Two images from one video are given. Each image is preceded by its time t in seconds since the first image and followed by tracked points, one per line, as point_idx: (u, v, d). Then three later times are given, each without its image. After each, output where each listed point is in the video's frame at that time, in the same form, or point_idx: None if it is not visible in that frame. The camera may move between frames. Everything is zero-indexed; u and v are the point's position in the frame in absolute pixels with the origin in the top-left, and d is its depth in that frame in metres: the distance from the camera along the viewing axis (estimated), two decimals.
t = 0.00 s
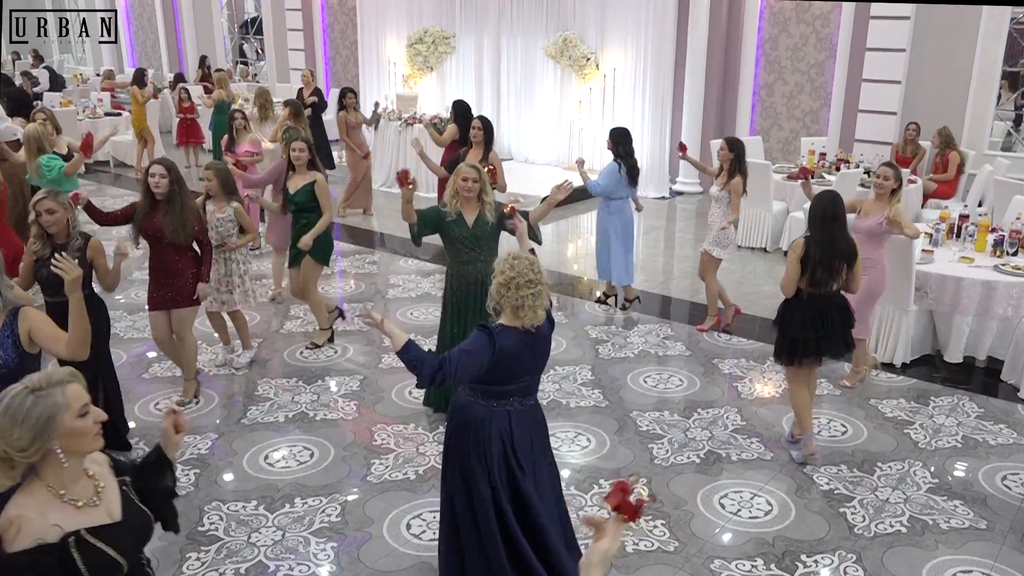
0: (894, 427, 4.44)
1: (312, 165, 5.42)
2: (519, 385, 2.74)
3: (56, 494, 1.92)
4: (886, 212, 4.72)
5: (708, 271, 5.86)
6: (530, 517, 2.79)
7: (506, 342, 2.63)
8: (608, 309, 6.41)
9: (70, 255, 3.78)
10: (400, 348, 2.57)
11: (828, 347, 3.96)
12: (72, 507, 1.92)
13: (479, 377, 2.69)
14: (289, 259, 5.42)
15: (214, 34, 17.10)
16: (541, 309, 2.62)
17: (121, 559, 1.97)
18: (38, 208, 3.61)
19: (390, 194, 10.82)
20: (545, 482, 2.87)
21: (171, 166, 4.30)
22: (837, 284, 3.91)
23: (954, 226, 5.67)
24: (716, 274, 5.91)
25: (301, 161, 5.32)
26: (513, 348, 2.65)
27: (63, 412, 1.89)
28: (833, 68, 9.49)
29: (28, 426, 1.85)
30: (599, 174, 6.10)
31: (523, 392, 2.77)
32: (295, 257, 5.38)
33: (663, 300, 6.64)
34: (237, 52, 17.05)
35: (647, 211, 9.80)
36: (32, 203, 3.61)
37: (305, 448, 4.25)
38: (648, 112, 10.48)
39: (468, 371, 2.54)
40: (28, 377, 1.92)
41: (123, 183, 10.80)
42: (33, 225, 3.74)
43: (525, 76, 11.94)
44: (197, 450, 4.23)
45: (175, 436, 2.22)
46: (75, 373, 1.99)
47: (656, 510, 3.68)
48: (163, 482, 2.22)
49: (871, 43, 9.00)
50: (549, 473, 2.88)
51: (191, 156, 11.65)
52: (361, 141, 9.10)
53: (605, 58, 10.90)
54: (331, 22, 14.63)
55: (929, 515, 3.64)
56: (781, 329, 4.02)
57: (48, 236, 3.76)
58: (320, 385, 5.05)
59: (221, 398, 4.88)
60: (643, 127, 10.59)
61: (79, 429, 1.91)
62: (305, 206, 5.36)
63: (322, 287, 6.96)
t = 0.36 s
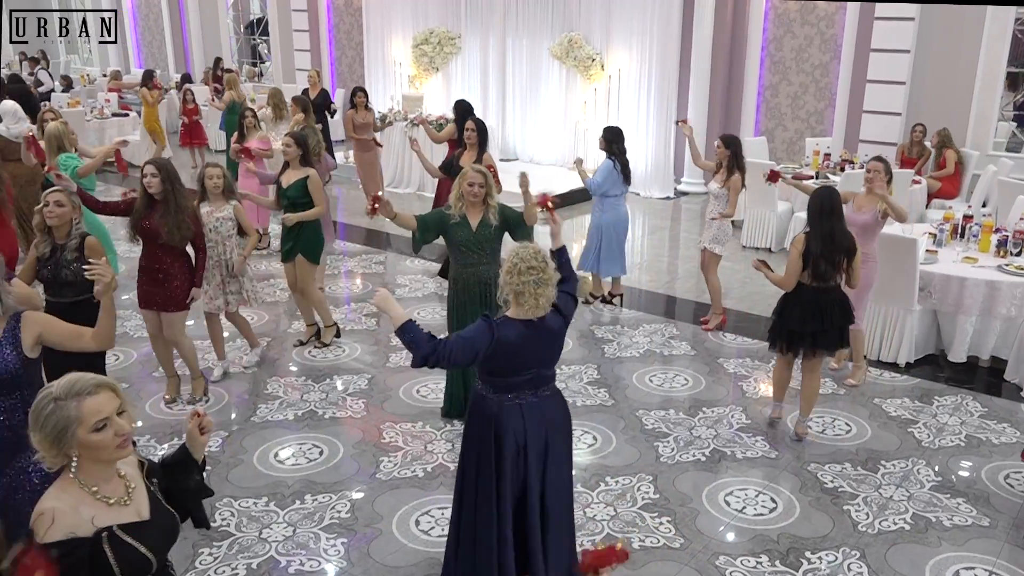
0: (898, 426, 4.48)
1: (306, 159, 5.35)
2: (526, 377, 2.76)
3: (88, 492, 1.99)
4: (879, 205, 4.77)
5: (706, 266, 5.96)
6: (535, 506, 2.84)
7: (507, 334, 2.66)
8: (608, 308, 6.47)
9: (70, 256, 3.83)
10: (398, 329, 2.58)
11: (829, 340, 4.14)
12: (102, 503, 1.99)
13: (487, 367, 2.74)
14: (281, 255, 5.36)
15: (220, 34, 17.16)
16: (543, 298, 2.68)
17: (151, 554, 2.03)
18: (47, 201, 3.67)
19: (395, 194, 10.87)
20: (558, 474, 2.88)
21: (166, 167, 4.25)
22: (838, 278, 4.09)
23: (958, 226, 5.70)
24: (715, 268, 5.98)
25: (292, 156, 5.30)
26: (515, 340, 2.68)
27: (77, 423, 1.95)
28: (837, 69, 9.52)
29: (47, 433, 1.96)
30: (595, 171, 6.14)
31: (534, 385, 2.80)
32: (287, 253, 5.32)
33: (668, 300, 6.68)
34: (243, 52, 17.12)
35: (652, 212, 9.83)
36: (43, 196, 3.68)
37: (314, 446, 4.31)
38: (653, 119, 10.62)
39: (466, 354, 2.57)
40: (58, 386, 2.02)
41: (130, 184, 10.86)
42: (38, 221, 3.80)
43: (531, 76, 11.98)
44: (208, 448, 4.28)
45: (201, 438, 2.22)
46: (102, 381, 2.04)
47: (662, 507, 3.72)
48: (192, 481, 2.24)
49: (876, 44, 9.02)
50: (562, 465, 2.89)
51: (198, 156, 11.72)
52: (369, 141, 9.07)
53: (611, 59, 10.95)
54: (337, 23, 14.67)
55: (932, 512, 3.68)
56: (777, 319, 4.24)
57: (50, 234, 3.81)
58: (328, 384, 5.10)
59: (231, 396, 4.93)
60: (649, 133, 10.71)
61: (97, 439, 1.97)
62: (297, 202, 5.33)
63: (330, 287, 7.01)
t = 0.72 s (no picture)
0: (902, 425, 4.51)
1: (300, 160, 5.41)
2: (529, 374, 2.81)
3: (127, 502, 1.98)
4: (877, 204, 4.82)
5: (700, 263, 6.08)
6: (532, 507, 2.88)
7: (507, 327, 2.74)
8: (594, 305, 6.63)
9: (77, 265, 3.86)
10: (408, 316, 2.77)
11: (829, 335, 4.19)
12: (140, 512, 1.98)
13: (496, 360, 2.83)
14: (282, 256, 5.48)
15: (226, 35, 17.24)
16: (548, 292, 2.71)
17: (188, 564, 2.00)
18: (53, 210, 3.70)
19: (400, 194, 10.93)
20: (558, 475, 2.89)
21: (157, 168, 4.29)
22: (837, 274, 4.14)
23: (962, 227, 5.74)
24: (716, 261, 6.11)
25: (286, 157, 5.35)
26: (515, 336, 2.74)
27: (109, 436, 1.95)
28: (842, 70, 9.54)
29: (80, 447, 1.95)
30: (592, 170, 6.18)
31: (540, 382, 2.83)
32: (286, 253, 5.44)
33: (672, 300, 6.72)
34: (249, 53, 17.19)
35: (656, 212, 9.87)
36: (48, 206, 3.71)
37: (323, 443, 4.36)
38: (657, 119, 10.68)
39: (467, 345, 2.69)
40: (88, 400, 2.02)
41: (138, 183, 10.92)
42: (42, 231, 3.82)
43: (536, 77, 12.03)
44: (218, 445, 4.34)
45: (226, 446, 2.32)
46: (132, 394, 2.04)
47: (668, 505, 3.76)
48: (209, 489, 2.31)
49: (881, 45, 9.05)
50: (563, 467, 2.88)
51: (205, 157, 11.79)
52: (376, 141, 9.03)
53: (616, 60, 10.99)
54: (343, 24, 14.73)
55: (935, 510, 3.72)
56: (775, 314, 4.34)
57: (54, 244, 3.83)
58: (336, 382, 5.15)
59: (241, 395, 4.98)
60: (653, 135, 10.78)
61: (131, 450, 1.96)
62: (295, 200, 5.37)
63: (337, 288, 7.06)
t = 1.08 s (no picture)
0: (905, 424, 4.55)
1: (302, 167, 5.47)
2: (525, 368, 2.95)
3: (175, 499, 2.02)
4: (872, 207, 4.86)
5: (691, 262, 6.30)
6: (501, 494, 3.03)
7: (502, 318, 2.91)
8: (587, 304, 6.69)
9: (86, 272, 3.90)
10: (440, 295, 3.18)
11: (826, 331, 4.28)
12: (187, 510, 2.02)
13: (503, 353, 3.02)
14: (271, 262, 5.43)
15: (231, 36, 17.31)
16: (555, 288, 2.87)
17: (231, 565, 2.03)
18: (59, 215, 3.74)
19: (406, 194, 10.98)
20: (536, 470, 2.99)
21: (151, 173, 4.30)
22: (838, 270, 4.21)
23: (964, 227, 5.78)
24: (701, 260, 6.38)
25: (287, 165, 5.42)
26: (505, 326, 2.90)
27: (161, 434, 1.99)
28: (846, 71, 9.57)
29: (133, 442, 2.00)
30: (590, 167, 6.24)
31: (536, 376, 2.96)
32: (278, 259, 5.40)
33: (676, 299, 6.76)
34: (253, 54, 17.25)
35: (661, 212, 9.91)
36: (53, 211, 3.75)
37: (331, 442, 4.40)
38: (661, 118, 10.71)
39: (470, 326, 2.96)
40: (144, 396, 2.07)
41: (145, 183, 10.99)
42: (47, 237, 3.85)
43: (540, 78, 12.09)
44: (229, 442, 4.39)
45: (302, 459, 2.30)
46: (186, 393, 2.08)
47: (674, 502, 3.81)
48: (278, 501, 2.23)
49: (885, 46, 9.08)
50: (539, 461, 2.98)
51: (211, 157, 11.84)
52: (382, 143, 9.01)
53: (620, 61, 11.04)
54: (347, 25, 14.79)
55: (938, 507, 3.76)
56: (771, 306, 4.39)
57: (59, 250, 3.86)
58: (344, 381, 5.21)
59: (250, 393, 5.03)
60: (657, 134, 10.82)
61: (180, 449, 2.00)
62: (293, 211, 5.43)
63: (344, 288, 7.11)
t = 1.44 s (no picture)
0: (907, 422, 4.59)
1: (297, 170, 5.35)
2: (532, 365, 3.02)
3: (217, 495, 2.04)
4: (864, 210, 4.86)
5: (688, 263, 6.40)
6: (499, 481, 3.16)
7: (517, 309, 2.99)
8: (588, 306, 6.69)
9: (84, 267, 3.94)
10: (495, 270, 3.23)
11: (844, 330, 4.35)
12: (228, 507, 2.03)
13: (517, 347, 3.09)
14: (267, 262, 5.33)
15: (235, 37, 17.36)
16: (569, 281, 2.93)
17: (266, 565, 2.03)
18: (58, 211, 3.80)
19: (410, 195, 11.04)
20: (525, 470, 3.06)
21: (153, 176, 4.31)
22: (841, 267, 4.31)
23: (966, 228, 5.82)
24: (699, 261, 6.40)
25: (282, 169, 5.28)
26: (514, 320, 2.98)
27: (207, 432, 2.02)
28: (848, 71, 9.61)
29: (180, 436, 2.03)
30: (592, 168, 6.31)
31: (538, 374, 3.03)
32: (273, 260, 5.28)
33: (680, 300, 6.81)
34: (257, 55, 17.31)
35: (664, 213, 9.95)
36: (53, 207, 3.81)
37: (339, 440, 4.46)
38: (665, 118, 10.76)
39: (492, 310, 3.07)
40: (192, 395, 2.09)
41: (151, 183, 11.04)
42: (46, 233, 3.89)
43: (544, 78, 12.14)
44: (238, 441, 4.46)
45: (347, 464, 2.32)
46: (234, 393, 2.11)
47: (678, 499, 3.85)
48: (324, 501, 2.28)
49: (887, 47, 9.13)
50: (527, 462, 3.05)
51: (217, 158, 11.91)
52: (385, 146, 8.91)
53: (623, 62, 11.08)
54: (351, 26, 14.85)
55: (940, 504, 3.80)
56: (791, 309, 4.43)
57: (59, 247, 3.91)
58: (351, 380, 5.27)
59: (258, 392, 5.09)
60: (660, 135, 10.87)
61: (225, 447, 2.02)
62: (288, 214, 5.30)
63: (349, 287, 7.16)
